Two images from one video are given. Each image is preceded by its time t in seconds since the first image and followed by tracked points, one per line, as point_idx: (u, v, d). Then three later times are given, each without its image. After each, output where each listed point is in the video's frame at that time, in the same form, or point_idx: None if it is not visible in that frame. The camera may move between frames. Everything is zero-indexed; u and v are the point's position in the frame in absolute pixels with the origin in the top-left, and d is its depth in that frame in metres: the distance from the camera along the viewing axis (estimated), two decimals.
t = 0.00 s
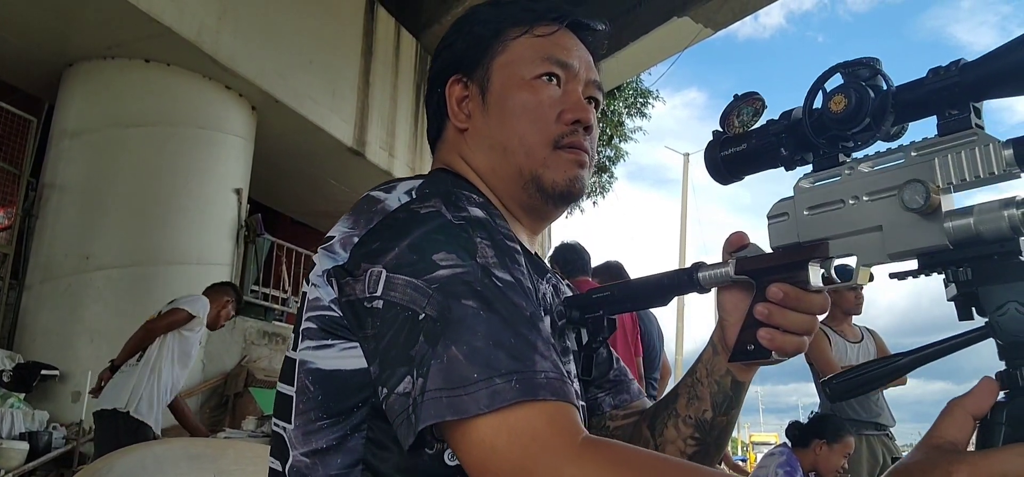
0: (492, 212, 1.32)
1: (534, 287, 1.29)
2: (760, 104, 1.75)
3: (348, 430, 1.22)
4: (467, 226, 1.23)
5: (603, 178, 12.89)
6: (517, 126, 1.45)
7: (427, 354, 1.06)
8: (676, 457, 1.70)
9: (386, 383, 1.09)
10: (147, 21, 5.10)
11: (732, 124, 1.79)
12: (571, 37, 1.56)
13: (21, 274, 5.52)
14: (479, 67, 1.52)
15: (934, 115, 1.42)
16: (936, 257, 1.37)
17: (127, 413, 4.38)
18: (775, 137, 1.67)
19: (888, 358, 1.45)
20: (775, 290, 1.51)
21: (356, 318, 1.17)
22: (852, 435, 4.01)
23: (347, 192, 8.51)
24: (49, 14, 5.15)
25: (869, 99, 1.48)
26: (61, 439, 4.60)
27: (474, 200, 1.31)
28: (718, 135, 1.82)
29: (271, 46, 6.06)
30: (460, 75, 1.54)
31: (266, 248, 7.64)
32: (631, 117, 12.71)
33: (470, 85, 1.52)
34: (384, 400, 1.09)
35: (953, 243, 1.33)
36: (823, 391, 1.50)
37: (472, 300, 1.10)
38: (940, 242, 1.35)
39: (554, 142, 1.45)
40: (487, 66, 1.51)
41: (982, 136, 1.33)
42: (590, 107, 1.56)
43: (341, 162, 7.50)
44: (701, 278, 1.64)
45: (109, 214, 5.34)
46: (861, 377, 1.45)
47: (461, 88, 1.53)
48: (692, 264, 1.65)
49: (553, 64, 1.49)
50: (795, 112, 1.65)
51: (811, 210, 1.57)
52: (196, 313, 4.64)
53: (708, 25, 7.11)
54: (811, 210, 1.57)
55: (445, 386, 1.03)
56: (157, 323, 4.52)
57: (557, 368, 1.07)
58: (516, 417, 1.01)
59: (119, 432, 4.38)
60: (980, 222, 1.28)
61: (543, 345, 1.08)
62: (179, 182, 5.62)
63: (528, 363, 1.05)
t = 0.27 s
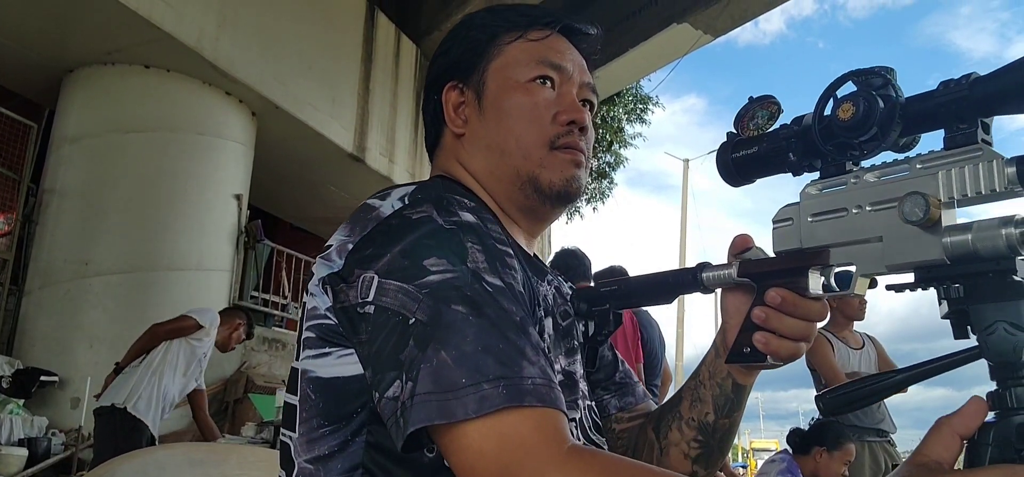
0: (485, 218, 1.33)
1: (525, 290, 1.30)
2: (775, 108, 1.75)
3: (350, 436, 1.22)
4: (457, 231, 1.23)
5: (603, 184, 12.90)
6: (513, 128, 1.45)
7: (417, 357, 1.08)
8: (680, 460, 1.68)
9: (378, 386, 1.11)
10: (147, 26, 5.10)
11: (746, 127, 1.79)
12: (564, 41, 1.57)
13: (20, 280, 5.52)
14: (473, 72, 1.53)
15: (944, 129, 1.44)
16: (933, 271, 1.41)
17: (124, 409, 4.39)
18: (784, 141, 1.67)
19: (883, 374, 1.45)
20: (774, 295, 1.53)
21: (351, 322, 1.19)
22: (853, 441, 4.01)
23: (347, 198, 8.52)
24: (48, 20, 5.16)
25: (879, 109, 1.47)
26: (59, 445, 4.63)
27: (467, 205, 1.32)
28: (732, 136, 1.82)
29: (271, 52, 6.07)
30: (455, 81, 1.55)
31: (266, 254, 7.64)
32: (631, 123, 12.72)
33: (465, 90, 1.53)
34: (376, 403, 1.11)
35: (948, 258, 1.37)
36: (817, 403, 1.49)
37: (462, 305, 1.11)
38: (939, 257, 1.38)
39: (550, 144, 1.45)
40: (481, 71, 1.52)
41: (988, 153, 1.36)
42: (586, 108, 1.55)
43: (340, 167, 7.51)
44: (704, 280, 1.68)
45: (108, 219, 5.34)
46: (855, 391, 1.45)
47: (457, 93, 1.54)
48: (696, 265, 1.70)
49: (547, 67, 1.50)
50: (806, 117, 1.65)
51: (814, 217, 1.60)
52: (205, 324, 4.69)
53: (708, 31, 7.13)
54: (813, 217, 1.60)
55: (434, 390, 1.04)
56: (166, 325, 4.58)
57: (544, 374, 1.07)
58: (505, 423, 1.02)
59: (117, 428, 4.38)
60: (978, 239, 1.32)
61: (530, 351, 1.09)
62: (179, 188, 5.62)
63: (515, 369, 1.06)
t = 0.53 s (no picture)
0: (484, 231, 1.36)
1: (523, 298, 1.33)
2: (776, 123, 1.81)
3: (351, 441, 1.25)
4: (456, 244, 1.26)
5: (603, 187, 12.91)
6: (514, 148, 1.50)
7: (418, 364, 1.11)
8: (688, 472, 1.69)
9: (381, 393, 1.14)
10: (148, 29, 5.12)
11: (749, 142, 1.86)
12: (563, 62, 1.63)
13: (20, 283, 5.54)
14: (475, 95, 1.59)
15: (940, 142, 1.50)
16: (933, 282, 1.44)
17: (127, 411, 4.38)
18: (786, 156, 1.74)
19: (885, 385, 1.47)
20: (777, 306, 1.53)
21: (353, 332, 1.22)
22: (854, 444, 3.95)
23: (348, 201, 8.54)
24: (49, 23, 5.18)
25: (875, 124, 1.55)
26: (60, 447, 4.65)
27: (464, 220, 1.36)
28: (736, 152, 1.90)
29: (272, 55, 6.08)
30: (458, 104, 1.61)
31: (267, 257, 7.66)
32: (631, 126, 12.73)
33: (468, 112, 1.59)
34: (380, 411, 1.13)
35: (947, 268, 1.40)
36: (818, 415, 1.50)
37: (461, 313, 1.14)
38: (937, 268, 1.41)
39: (551, 162, 1.50)
40: (483, 93, 1.58)
41: (984, 165, 1.41)
42: (586, 127, 1.61)
43: (341, 171, 7.53)
44: (708, 292, 1.70)
45: (108, 222, 5.36)
46: (856, 401, 1.48)
47: (460, 115, 1.60)
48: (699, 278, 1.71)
49: (546, 87, 1.56)
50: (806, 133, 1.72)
51: (816, 229, 1.63)
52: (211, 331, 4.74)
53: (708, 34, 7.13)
54: (814, 230, 1.64)
55: (435, 396, 1.07)
56: (172, 329, 4.61)
57: (542, 376, 1.10)
58: (503, 423, 1.05)
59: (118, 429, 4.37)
60: (975, 251, 1.36)
61: (528, 354, 1.12)
62: (179, 191, 5.63)
63: (514, 372, 1.09)
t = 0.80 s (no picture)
0: (489, 221, 1.38)
1: (528, 292, 1.33)
2: (790, 123, 1.81)
3: (363, 425, 1.28)
4: (461, 233, 1.28)
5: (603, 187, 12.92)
6: (527, 156, 1.54)
7: (421, 343, 1.13)
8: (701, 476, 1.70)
9: (387, 372, 1.15)
10: (148, 30, 5.12)
11: (762, 142, 1.85)
12: (576, 76, 1.69)
13: (20, 283, 5.55)
14: (491, 108, 1.66)
15: (948, 146, 1.50)
16: (938, 290, 1.45)
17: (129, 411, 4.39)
18: (795, 157, 1.74)
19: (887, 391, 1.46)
20: (782, 309, 1.53)
21: (361, 317, 1.24)
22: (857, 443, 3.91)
23: (348, 202, 8.54)
24: (50, 24, 5.19)
25: (883, 129, 1.55)
26: (60, 448, 4.66)
27: (469, 211, 1.37)
28: (748, 151, 1.89)
29: (272, 55, 6.08)
30: (475, 116, 1.67)
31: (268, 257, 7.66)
32: (632, 126, 12.74)
33: (485, 124, 1.65)
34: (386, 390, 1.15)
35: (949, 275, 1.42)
36: (819, 418, 1.50)
37: (464, 295, 1.16)
38: (939, 276, 1.43)
39: (563, 170, 1.54)
40: (499, 106, 1.64)
41: (991, 172, 1.40)
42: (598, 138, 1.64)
43: (342, 171, 7.53)
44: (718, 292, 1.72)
45: (108, 222, 5.37)
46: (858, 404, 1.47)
47: (477, 127, 1.66)
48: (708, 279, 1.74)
49: (559, 100, 1.62)
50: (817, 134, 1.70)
51: (823, 232, 1.62)
52: (212, 332, 4.73)
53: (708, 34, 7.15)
54: (822, 233, 1.62)
55: (436, 372, 1.09)
56: (172, 331, 4.62)
57: (542, 357, 1.11)
58: (502, 399, 1.06)
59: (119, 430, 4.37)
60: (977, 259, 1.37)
61: (529, 337, 1.13)
62: (180, 191, 5.64)
63: (514, 351, 1.10)
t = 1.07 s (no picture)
0: (485, 228, 1.38)
1: (523, 299, 1.33)
2: (782, 132, 1.78)
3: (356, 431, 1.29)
4: (457, 239, 1.29)
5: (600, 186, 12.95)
6: (535, 169, 1.55)
7: (413, 348, 1.13)
8: None
9: (382, 377, 1.16)
10: (146, 30, 5.12)
11: (754, 152, 1.83)
12: (589, 87, 1.69)
13: (16, 282, 5.54)
14: (502, 115, 1.67)
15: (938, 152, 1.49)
16: (932, 293, 1.45)
17: (124, 410, 4.39)
18: (788, 165, 1.72)
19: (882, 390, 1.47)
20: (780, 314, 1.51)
21: (358, 322, 1.25)
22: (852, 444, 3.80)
23: (346, 202, 8.54)
24: (47, 23, 5.18)
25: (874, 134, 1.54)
26: (56, 447, 4.65)
27: (467, 218, 1.38)
28: (740, 160, 1.85)
29: (271, 55, 6.08)
30: (486, 123, 1.69)
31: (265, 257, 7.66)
32: (629, 126, 12.77)
33: (495, 132, 1.66)
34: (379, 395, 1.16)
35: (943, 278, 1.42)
36: (814, 417, 1.51)
37: (457, 301, 1.17)
38: (933, 278, 1.42)
39: (571, 186, 1.54)
40: (510, 115, 1.65)
41: (981, 175, 1.40)
42: (608, 152, 1.65)
43: (339, 171, 7.53)
44: (713, 300, 1.69)
45: (104, 222, 5.36)
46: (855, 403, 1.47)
47: (487, 135, 1.68)
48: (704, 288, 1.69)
49: (570, 113, 1.62)
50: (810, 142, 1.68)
51: (817, 238, 1.62)
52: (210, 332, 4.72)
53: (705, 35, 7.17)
54: (816, 239, 1.63)
55: (427, 376, 1.10)
56: (168, 332, 4.62)
57: (532, 361, 1.11)
58: (489, 402, 1.06)
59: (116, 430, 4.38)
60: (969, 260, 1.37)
61: (520, 342, 1.14)
62: (176, 191, 5.64)
63: (505, 355, 1.10)
